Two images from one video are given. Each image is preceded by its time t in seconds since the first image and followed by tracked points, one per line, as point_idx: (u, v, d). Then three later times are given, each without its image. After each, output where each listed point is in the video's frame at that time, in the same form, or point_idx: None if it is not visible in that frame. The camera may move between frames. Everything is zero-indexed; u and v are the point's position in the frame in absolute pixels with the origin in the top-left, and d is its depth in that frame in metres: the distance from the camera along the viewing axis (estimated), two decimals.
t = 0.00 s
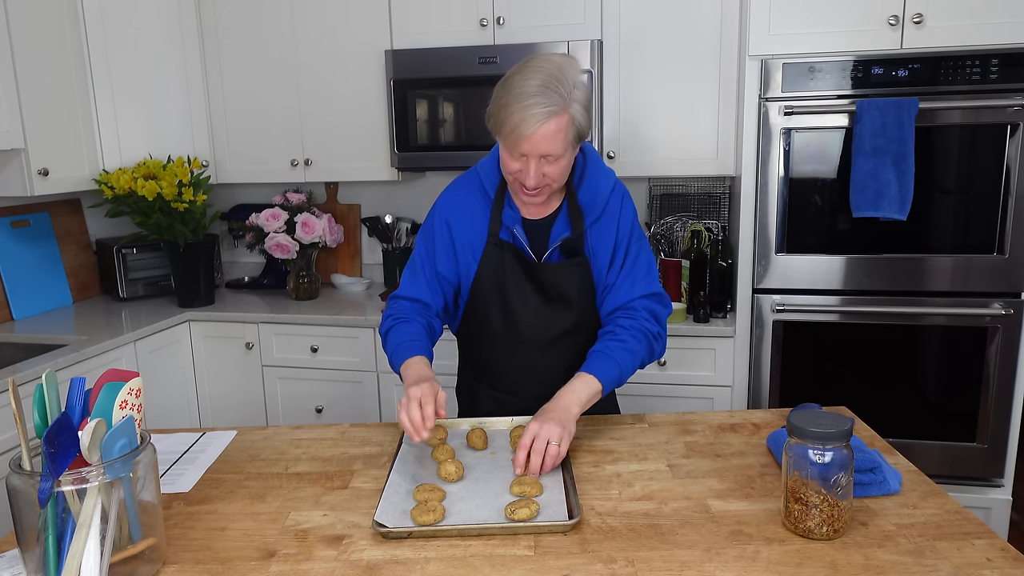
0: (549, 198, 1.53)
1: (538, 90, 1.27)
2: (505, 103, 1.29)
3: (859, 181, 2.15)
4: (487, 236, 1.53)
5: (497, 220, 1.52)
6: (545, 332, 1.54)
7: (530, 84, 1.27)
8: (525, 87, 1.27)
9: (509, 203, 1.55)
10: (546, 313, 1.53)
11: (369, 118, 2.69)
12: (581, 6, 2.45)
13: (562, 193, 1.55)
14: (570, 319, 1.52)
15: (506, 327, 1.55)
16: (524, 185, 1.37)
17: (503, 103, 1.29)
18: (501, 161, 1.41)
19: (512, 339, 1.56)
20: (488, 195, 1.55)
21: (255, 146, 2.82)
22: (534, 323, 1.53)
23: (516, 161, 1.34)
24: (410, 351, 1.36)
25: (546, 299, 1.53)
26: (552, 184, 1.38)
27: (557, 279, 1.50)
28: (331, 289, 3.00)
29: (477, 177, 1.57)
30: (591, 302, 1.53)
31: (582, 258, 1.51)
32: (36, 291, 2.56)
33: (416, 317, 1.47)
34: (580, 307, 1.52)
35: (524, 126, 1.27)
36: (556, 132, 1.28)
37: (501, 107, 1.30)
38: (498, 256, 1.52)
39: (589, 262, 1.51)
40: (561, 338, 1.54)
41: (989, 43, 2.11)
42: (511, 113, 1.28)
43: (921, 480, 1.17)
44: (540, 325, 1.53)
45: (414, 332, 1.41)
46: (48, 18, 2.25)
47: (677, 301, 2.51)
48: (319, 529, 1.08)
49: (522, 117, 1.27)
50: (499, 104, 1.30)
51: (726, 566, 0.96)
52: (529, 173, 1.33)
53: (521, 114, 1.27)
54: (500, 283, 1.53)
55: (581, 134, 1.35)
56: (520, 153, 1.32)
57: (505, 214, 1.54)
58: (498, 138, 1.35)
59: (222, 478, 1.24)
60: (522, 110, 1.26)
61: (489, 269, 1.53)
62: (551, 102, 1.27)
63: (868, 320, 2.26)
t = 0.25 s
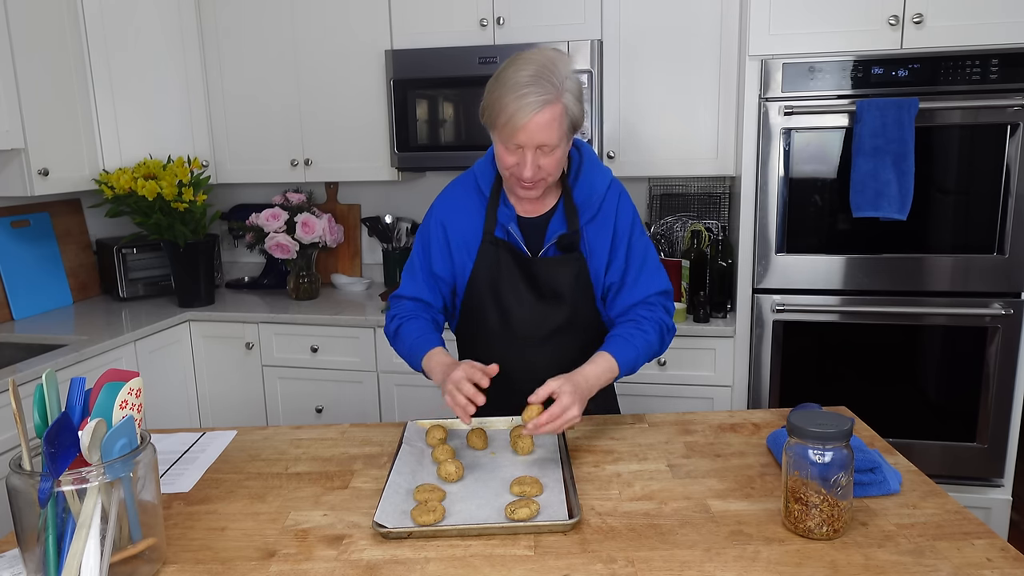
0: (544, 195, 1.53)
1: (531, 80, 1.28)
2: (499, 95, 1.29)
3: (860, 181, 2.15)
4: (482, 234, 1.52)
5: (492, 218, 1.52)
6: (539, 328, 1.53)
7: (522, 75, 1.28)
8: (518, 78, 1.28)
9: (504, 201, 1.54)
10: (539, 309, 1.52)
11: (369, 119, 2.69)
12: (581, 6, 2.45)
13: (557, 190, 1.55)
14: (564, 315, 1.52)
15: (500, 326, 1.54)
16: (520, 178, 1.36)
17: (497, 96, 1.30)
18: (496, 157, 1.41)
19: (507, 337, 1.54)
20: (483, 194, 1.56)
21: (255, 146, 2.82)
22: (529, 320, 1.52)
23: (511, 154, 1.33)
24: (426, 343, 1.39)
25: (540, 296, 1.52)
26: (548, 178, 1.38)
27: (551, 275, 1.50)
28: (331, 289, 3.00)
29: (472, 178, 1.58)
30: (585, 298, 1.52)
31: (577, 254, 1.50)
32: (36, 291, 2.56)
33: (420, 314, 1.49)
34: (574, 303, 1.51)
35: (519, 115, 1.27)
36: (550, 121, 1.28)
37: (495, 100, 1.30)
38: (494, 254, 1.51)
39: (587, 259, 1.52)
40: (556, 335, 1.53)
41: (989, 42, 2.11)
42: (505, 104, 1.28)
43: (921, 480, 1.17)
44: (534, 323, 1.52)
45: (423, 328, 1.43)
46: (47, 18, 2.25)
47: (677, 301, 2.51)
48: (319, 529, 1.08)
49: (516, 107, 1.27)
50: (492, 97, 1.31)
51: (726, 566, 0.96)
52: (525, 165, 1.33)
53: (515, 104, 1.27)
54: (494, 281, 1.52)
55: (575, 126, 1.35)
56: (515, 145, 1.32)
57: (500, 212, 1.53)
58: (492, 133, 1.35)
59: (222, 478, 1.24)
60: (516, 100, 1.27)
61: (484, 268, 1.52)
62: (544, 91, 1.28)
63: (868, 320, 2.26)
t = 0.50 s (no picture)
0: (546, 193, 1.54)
1: (534, 77, 1.28)
2: (502, 91, 1.29)
3: (859, 181, 2.15)
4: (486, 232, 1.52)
5: (495, 217, 1.51)
6: (541, 327, 1.53)
7: (525, 72, 1.28)
8: (520, 75, 1.28)
9: (507, 199, 1.54)
10: (541, 308, 1.53)
11: (369, 119, 2.69)
12: (581, 6, 2.45)
13: (559, 190, 1.56)
14: (565, 314, 1.52)
15: (502, 325, 1.54)
16: (522, 175, 1.36)
17: (500, 93, 1.30)
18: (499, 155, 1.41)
19: (508, 336, 1.55)
20: (486, 192, 1.55)
21: (255, 146, 2.82)
22: (531, 319, 1.53)
23: (513, 151, 1.33)
24: (451, 349, 1.37)
25: (541, 294, 1.53)
26: (550, 175, 1.38)
27: (552, 274, 1.50)
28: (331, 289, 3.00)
29: (475, 176, 1.57)
30: (587, 297, 1.53)
31: (579, 252, 1.50)
32: (36, 291, 2.56)
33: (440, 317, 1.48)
34: (575, 302, 1.52)
35: (521, 112, 1.27)
36: (553, 119, 1.29)
37: (498, 97, 1.30)
38: (496, 252, 1.51)
39: (588, 258, 1.52)
40: (558, 334, 1.53)
41: (989, 42, 2.11)
42: (508, 101, 1.28)
43: (921, 480, 1.17)
44: (536, 322, 1.53)
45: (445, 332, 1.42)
46: (47, 18, 2.25)
47: (677, 301, 2.51)
48: (319, 529, 1.08)
49: (519, 104, 1.27)
50: (495, 94, 1.31)
51: (726, 566, 0.96)
52: (527, 162, 1.33)
53: (518, 101, 1.27)
54: (497, 281, 1.52)
55: (577, 123, 1.35)
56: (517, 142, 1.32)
57: (502, 211, 1.53)
58: (495, 130, 1.35)
59: (222, 478, 1.24)
60: (519, 97, 1.27)
61: (487, 267, 1.52)
62: (547, 88, 1.28)
63: (868, 320, 2.26)
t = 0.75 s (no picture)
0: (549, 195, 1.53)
1: (541, 82, 1.28)
2: (508, 96, 1.29)
3: (859, 181, 2.15)
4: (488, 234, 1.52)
5: (497, 219, 1.52)
6: (545, 329, 1.54)
7: (532, 76, 1.28)
8: (527, 79, 1.28)
9: (509, 201, 1.54)
10: (545, 309, 1.53)
11: (368, 119, 2.69)
12: (581, 6, 2.45)
13: (562, 191, 1.55)
14: (569, 315, 1.53)
15: (505, 326, 1.54)
16: (529, 179, 1.36)
17: (506, 97, 1.30)
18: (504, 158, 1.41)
19: (510, 337, 1.55)
20: (487, 193, 1.55)
21: (255, 145, 2.82)
22: (535, 320, 1.53)
23: (520, 155, 1.33)
24: (449, 355, 1.37)
25: (545, 295, 1.53)
26: (556, 179, 1.38)
27: (556, 275, 1.51)
28: (331, 289, 3.00)
29: (477, 177, 1.57)
30: (591, 298, 1.53)
31: (583, 253, 1.51)
32: (36, 291, 2.56)
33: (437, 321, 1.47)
34: (579, 303, 1.52)
35: (528, 117, 1.27)
36: (559, 123, 1.29)
37: (504, 101, 1.30)
38: (498, 253, 1.51)
39: (591, 259, 1.52)
40: (561, 335, 1.54)
41: (989, 42, 2.11)
42: (515, 106, 1.28)
43: (921, 480, 1.17)
44: (540, 323, 1.54)
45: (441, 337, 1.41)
46: (47, 18, 2.25)
47: (677, 301, 2.51)
48: (319, 529, 1.08)
49: (526, 109, 1.27)
50: (502, 98, 1.31)
51: (726, 566, 0.96)
52: (534, 167, 1.33)
53: (525, 106, 1.27)
54: (500, 283, 1.52)
55: (584, 127, 1.35)
56: (524, 146, 1.32)
57: (504, 212, 1.53)
58: (501, 134, 1.35)
59: (222, 478, 1.24)
60: (526, 101, 1.27)
61: (490, 269, 1.52)
62: (554, 93, 1.28)
63: (869, 320, 2.26)
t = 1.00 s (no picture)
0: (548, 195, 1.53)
1: (537, 82, 1.28)
2: (505, 97, 1.29)
3: (859, 181, 2.15)
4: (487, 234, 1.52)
5: (496, 219, 1.52)
6: (544, 329, 1.53)
7: (528, 77, 1.28)
8: (524, 80, 1.28)
9: (508, 201, 1.54)
10: (544, 309, 1.53)
11: (368, 119, 2.69)
12: (581, 6, 2.45)
13: (561, 191, 1.55)
14: (568, 315, 1.52)
15: (504, 325, 1.54)
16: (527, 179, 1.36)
17: (503, 98, 1.30)
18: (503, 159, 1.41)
19: (510, 336, 1.55)
20: (486, 193, 1.55)
21: (255, 145, 2.82)
22: (534, 320, 1.53)
23: (517, 155, 1.33)
24: (438, 346, 1.38)
25: (545, 295, 1.53)
26: (554, 179, 1.38)
27: (555, 275, 1.50)
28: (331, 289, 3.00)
29: (476, 177, 1.57)
30: (590, 298, 1.53)
31: (582, 253, 1.50)
32: (36, 291, 2.56)
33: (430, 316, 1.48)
34: (579, 303, 1.52)
35: (525, 117, 1.27)
36: (556, 123, 1.29)
37: (501, 102, 1.30)
38: (498, 253, 1.51)
39: (590, 259, 1.52)
40: (561, 336, 1.54)
41: (989, 42, 2.11)
42: (511, 106, 1.28)
43: (921, 480, 1.17)
44: (540, 323, 1.53)
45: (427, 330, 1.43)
46: (47, 17, 2.25)
47: (677, 301, 2.51)
48: (319, 529, 1.08)
49: (522, 109, 1.27)
50: (498, 99, 1.31)
51: (726, 566, 0.96)
52: (532, 167, 1.33)
53: (522, 106, 1.27)
54: (499, 283, 1.52)
55: (581, 127, 1.35)
56: (521, 146, 1.32)
57: (503, 212, 1.53)
58: (499, 135, 1.35)
59: (222, 478, 1.24)
60: (522, 102, 1.27)
61: (489, 269, 1.52)
62: (550, 93, 1.28)
63: (869, 320, 2.26)
